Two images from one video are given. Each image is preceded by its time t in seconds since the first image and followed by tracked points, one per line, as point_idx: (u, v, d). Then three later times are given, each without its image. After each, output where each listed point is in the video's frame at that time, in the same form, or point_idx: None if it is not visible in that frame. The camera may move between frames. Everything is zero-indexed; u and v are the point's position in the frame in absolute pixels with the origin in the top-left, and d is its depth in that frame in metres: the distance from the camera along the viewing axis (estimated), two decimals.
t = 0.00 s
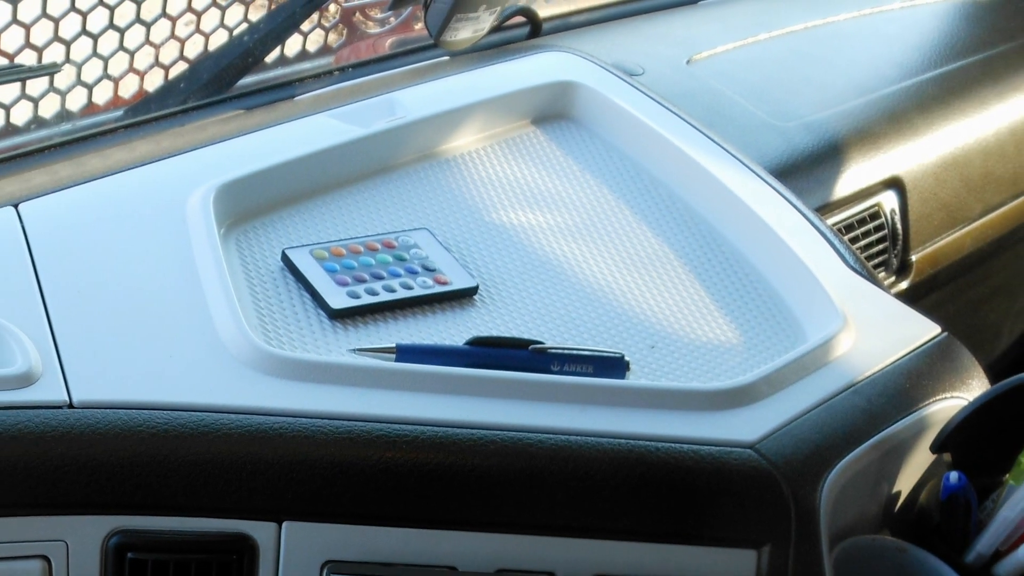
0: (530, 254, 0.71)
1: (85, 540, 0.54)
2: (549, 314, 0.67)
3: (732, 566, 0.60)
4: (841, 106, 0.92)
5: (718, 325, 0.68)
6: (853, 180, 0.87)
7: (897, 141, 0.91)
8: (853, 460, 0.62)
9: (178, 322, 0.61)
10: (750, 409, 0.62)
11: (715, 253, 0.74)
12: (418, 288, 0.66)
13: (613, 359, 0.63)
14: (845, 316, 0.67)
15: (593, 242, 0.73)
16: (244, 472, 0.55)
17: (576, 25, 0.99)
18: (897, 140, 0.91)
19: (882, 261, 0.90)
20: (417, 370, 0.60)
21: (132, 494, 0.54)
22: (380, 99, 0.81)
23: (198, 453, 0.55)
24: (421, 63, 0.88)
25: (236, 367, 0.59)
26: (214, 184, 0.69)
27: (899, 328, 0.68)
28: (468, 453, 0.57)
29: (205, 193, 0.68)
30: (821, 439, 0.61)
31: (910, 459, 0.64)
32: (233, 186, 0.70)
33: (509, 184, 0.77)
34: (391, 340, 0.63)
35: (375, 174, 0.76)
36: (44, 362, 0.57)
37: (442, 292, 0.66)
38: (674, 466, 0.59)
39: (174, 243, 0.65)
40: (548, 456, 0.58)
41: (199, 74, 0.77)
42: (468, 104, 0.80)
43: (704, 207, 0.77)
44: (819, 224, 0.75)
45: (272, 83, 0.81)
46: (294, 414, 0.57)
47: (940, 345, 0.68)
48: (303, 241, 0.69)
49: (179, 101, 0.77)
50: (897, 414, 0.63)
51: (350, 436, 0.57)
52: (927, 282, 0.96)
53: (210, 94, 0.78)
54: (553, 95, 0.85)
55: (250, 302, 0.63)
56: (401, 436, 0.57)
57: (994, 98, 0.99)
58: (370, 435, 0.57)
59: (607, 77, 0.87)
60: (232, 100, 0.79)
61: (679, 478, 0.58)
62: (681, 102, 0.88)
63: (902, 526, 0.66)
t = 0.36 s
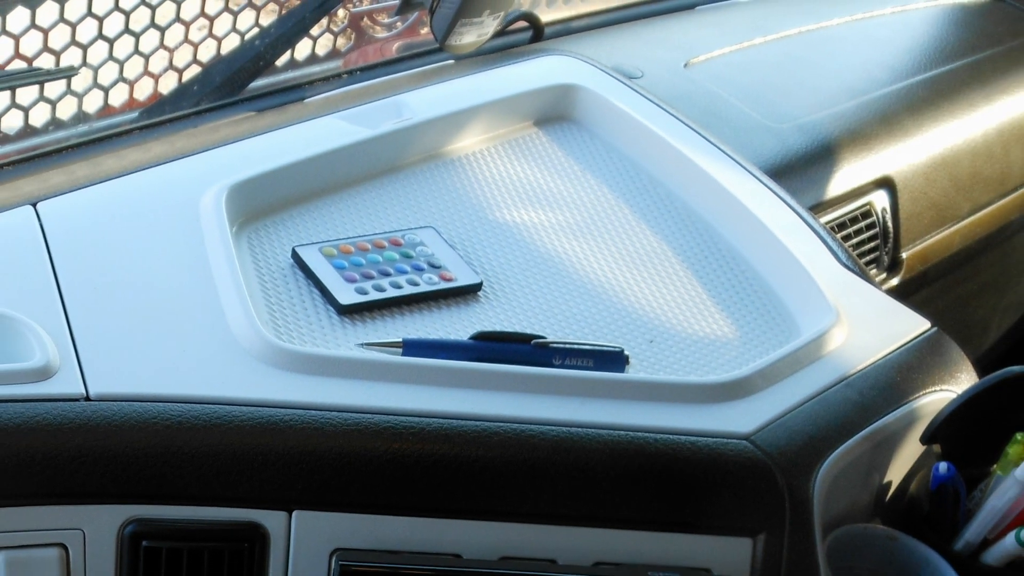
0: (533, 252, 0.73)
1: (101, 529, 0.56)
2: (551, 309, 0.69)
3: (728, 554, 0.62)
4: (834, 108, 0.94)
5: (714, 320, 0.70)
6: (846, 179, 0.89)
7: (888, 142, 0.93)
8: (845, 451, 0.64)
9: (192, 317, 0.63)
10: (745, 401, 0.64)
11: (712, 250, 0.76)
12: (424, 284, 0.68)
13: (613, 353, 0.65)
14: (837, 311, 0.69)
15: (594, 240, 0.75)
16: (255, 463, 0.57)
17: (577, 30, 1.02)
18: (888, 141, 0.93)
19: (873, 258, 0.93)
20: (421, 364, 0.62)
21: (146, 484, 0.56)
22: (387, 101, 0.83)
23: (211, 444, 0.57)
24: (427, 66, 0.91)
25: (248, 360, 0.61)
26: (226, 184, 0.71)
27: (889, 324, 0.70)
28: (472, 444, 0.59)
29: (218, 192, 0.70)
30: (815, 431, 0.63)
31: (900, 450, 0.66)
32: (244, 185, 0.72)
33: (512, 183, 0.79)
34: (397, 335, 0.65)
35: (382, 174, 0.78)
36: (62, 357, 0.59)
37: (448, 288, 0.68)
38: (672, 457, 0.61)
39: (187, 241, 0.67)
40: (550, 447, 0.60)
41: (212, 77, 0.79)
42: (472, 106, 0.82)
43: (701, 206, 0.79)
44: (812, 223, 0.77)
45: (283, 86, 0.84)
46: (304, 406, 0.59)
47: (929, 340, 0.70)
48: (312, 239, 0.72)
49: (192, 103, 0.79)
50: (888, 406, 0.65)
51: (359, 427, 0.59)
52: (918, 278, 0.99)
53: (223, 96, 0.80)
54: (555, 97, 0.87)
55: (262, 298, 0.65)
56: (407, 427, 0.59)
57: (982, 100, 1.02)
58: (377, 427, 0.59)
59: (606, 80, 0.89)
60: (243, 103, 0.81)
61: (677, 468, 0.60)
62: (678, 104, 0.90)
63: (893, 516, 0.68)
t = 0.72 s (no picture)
0: (536, 250, 0.76)
1: (118, 518, 0.58)
2: (553, 305, 0.71)
3: (724, 541, 0.64)
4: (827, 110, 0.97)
5: (711, 315, 0.72)
6: (839, 178, 0.91)
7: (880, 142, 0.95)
8: (838, 442, 0.66)
9: (206, 312, 0.65)
10: (741, 394, 0.66)
11: (708, 248, 0.78)
12: (430, 281, 0.70)
13: (613, 348, 0.67)
14: (830, 307, 0.71)
15: (595, 238, 0.77)
16: (267, 454, 0.59)
17: (578, 34, 1.04)
18: (880, 141, 0.95)
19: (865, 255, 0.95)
20: (426, 357, 0.64)
21: (161, 475, 0.58)
22: (395, 103, 0.85)
23: (224, 435, 0.59)
24: (432, 69, 0.93)
25: (260, 354, 0.63)
26: (238, 184, 0.73)
27: (880, 318, 0.72)
28: (477, 435, 0.61)
29: (230, 191, 0.73)
30: (808, 422, 0.65)
31: (891, 441, 0.69)
32: (256, 185, 0.74)
33: (516, 183, 0.82)
34: (404, 330, 0.67)
35: (389, 175, 0.80)
36: (79, 351, 0.61)
37: (453, 285, 0.70)
38: (670, 448, 0.63)
39: (200, 239, 0.69)
40: (552, 438, 0.62)
41: (225, 80, 0.82)
42: (477, 108, 0.85)
43: (699, 205, 0.81)
44: (806, 222, 0.80)
45: (293, 88, 0.86)
46: (312, 399, 0.61)
47: (919, 335, 0.72)
48: (322, 237, 0.74)
49: (206, 105, 0.81)
50: (879, 399, 0.68)
51: (367, 420, 0.61)
52: (908, 275, 1.02)
53: (235, 98, 0.83)
54: (556, 100, 0.90)
55: (273, 294, 0.68)
56: (414, 419, 0.61)
57: (970, 102, 1.04)
58: (384, 419, 0.61)
59: (606, 83, 0.92)
60: (255, 104, 0.84)
61: (674, 458, 0.62)
62: (676, 106, 0.92)
63: (884, 505, 0.70)
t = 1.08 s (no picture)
0: (538, 247, 0.78)
1: (134, 506, 0.60)
2: (555, 301, 0.73)
3: (721, 529, 0.66)
4: (820, 111, 0.99)
5: (708, 310, 0.75)
6: (832, 178, 0.94)
7: (870, 143, 0.98)
8: (830, 433, 0.68)
9: (220, 307, 0.67)
10: (737, 386, 0.69)
11: (705, 246, 0.81)
12: (436, 277, 0.73)
13: (613, 341, 0.70)
14: (822, 302, 0.74)
15: (595, 236, 0.80)
16: (278, 444, 0.61)
17: (580, 39, 1.07)
18: (870, 143, 0.98)
19: (856, 252, 0.98)
20: (432, 351, 0.67)
21: (176, 465, 0.60)
22: (403, 106, 0.88)
23: (237, 426, 0.61)
24: (438, 73, 0.96)
25: (272, 348, 0.65)
26: (250, 184, 0.76)
27: (872, 313, 0.75)
28: (481, 426, 0.63)
29: (243, 191, 0.75)
30: (802, 414, 0.68)
31: (881, 432, 0.71)
32: (268, 185, 0.76)
33: (519, 183, 0.84)
34: (411, 324, 0.69)
35: (396, 175, 0.83)
36: (97, 345, 0.63)
37: (458, 281, 0.73)
38: (667, 439, 0.65)
39: (214, 237, 0.72)
40: (554, 429, 0.64)
41: (238, 83, 0.84)
42: (481, 110, 0.87)
43: (696, 204, 0.84)
44: (799, 220, 0.82)
45: (304, 91, 0.89)
46: (323, 391, 0.63)
47: (908, 330, 0.74)
48: (331, 234, 0.76)
49: (219, 107, 0.84)
50: (871, 391, 0.70)
51: (375, 411, 0.63)
52: (898, 272, 1.04)
53: (248, 101, 0.85)
54: (558, 102, 0.92)
55: (284, 289, 0.70)
56: (420, 411, 0.63)
57: (958, 105, 1.07)
58: (392, 410, 0.63)
59: (606, 86, 0.94)
60: (267, 107, 0.86)
61: (672, 449, 0.65)
62: (674, 108, 0.95)
63: (876, 493, 0.72)
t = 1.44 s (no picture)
0: (541, 245, 0.81)
1: (151, 494, 0.62)
2: (557, 296, 0.76)
3: (717, 517, 0.68)
4: (813, 113, 1.02)
5: (704, 305, 0.77)
6: (824, 178, 0.97)
7: (861, 144, 1.01)
8: (822, 424, 0.70)
9: (233, 303, 0.70)
10: (733, 379, 0.71)
11: (702, 243, 0.83)
12: (442, 273, 0.75)
13: (613, 336, 0.72)
14: (815, 298, 0.76)
15: (596, 234, 0.83)
16: (289, 435, 0.63)
17: (581, 43, 1.11)
18: (861, 143, 1.01)
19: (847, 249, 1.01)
20: (437, 345, 0.69)
21: (191, 455, 0.62)
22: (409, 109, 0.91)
23: (249, 418, 0.63)
24: (444, 76, 0.99)
25: (284, 341, 0.68)
26: (263, 183, 0.78)
27: (863, 308, 0.77)
28: (486, 417, 0.66)
29: (256, 190, 0.78)
30: (796, 405, 0.70)
31: (872, 423, 0.74)
32: (280, 184, 0.79)
33: (523, 183, 0.87)
34: (417, 319, 0.72)
35: (403, 175, 0.86)
36: (114, 339, 0.65)
37: (464, 277, 0.75)
38: (665, 430, 0.67)
39: (227, 234, 0.74)
40: (556, 421, 0.66)
41: (250, 86, 0.87)
42: (486, 112, 0.90)
43: (694, 203, 0.86)
44: (793, 219, 0.85)
45: (314, 94, 0.92)
46: (334, 383, 0.66)
47: (899, 325, 0.77)
48: (341, 232, 0.79)
49: (232, 109, 0.87)
50: (862, 384, 0.72)
51: (383, 403, 0.65)
52: (888, 269, 1.06)
53: (261, 103, 0.88)
54: (559, 105, 0.95)
55: (295, 285, 0.72)
56: (427, 403, 0.65)
57: (946, 107, 1.11)
58: (399, 402, 0.65)
59: (606, 89, 0.97)
60: (279, 109, 0.89)
61: (670, 439, 0.67)
62: (671, 110, 0.98)
63: (867, 482, 0.75)
